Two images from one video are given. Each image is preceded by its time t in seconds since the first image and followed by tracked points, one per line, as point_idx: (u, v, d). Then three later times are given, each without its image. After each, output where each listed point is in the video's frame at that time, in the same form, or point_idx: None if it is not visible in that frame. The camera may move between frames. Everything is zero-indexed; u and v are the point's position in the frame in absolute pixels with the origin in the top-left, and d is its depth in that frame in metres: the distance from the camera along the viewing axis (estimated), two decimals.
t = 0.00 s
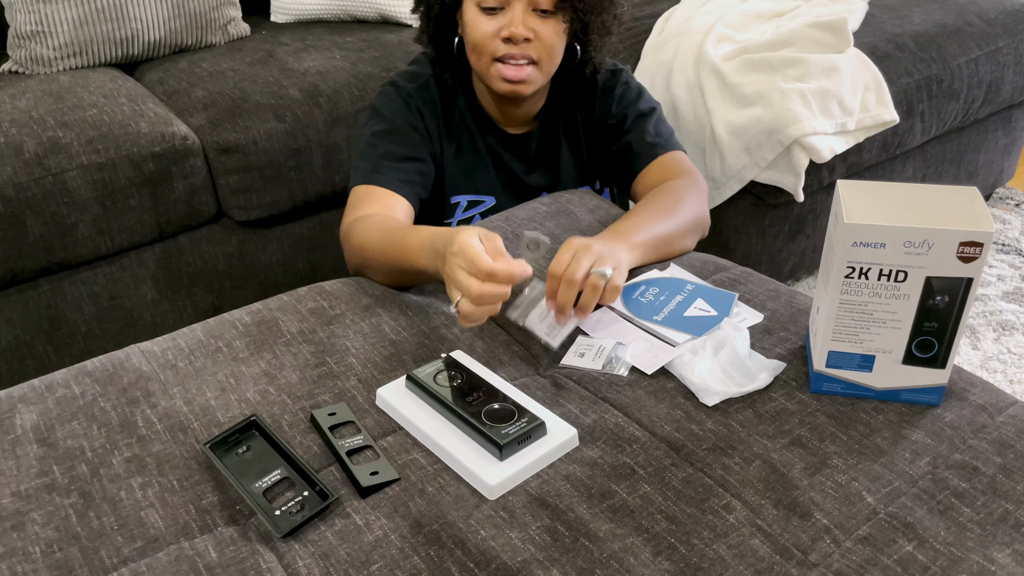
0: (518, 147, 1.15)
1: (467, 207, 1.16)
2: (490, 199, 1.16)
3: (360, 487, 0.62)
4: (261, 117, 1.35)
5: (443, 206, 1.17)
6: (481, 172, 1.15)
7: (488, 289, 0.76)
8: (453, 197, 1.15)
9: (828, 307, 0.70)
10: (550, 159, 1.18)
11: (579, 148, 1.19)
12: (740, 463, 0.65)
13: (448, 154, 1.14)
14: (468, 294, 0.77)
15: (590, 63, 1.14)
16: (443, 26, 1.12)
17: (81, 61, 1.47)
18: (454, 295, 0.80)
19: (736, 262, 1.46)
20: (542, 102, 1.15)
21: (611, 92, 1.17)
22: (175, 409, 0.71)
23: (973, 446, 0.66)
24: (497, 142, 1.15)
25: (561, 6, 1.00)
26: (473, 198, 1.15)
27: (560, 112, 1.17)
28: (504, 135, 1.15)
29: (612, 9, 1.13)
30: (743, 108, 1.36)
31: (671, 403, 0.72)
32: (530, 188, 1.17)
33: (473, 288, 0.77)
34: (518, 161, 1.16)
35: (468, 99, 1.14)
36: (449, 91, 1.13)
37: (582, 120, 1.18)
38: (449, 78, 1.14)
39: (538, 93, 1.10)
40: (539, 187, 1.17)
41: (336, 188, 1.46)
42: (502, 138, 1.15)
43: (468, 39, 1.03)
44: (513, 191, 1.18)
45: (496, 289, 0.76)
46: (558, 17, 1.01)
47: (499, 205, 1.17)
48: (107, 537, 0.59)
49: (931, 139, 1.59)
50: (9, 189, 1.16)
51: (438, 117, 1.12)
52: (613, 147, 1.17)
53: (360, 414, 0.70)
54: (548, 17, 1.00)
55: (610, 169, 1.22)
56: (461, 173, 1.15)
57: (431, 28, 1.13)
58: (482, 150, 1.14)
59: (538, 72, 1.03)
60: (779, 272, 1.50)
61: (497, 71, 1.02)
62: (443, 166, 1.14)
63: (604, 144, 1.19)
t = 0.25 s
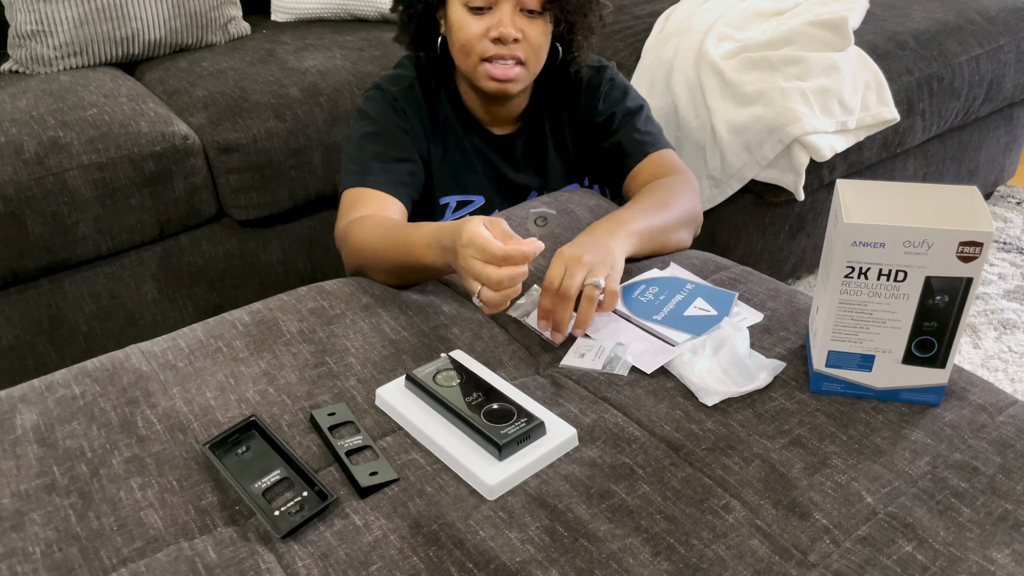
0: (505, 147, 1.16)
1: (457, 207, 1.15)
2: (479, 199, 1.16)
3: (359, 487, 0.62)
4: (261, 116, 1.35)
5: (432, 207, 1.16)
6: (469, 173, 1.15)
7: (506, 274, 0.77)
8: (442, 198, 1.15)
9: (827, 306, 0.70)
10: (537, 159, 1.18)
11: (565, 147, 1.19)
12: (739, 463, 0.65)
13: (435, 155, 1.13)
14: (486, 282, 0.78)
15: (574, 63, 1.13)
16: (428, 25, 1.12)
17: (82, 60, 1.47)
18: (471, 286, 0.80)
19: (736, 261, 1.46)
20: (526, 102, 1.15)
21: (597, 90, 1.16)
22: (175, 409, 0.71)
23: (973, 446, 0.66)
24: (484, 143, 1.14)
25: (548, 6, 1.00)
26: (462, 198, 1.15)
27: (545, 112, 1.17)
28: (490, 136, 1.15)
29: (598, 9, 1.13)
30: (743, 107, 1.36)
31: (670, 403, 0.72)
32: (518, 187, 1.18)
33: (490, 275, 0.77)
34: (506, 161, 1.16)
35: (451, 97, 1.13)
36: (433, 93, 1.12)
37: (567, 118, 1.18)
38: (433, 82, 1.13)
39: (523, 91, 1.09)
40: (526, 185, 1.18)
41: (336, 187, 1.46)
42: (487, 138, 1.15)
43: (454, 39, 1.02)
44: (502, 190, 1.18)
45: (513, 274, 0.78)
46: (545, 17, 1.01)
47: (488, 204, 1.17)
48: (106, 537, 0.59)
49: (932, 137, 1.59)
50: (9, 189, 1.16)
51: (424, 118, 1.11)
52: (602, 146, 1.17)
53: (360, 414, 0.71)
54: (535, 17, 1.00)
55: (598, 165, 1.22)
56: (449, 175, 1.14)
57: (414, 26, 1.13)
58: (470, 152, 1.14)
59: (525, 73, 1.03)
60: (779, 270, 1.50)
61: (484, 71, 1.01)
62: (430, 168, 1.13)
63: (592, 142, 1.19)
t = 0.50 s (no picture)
0: (496, 156, 1.16)
1: (449, 216, 1.14)
2: (471, 206, 1.15)
3: (360, 494, 0.63)
4: (263, 122, 1.36)
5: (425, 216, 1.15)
6: (459, 181, 1.14)
7: (516, 261, 0.78)
8: (435, 207, 1.14)
9: (827, 312, 0.70)
10: (529, 167, 1.18)
11: (553, 152, 1.19)
12: (740, 469, 0.65)
13: (426, 164, 1.13)
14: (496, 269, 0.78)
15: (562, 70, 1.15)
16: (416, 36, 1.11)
17: (84, 67, 1.48)
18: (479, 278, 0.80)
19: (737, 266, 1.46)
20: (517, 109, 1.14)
21: (584, 96, 1.17)
22: (177, 416, 0.71)
23: (973, 452, 0.66)
24: (474, 151, 1.15)
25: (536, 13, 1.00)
26: (454, 206, 1.14)
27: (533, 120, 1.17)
28: (480, 144, 1.15)
29: (588, 16, 1.13)
30: (744, 112, 1.36)
31: (671, 408, 0.72)
32: (511, 195, 1.17)
33: (500, 264, 0.78)
34: (498, 169, 1.16)
35: (441, 106, 1.14)
36: (424, 104, 1.13)
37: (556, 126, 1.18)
38: (425, 93, 1.14)
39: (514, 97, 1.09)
40: (519, 193, 1.17)
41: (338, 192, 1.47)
42: (478, 146, 1.15)
43: (446, 45, 1.01)
44: (495, 197, 1.17)
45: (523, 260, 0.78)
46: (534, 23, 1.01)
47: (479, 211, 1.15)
48: (109, 544, 0.59)
49: (932, 141, 1.59)
50: (12, 195, 1.16)
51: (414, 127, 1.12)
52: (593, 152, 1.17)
53: (361, 421, 0.71)
54: (525, 24, 1.00)
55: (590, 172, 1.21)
56: (440, 183, 1.14)
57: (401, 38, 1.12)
58: (461, 160, 1.14)
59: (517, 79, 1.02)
60: (780, 275, 1.50)
61: (476, 77, 1.01)
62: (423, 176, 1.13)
63: (581, 148, 1.20)
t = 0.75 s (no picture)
0: (499, 176, 1.16)
1: (450, 233, 1.15)
2: (473, 225, 1.16)
3: (363, 513, 0.62)
4: (266, 140, 1.36)
5: (426, 234, 1.16)
6: (462, 198, 1.14)
7: (532, 274, 0.78)
8: (436, 224, 1.15)
9: (830, 329, 0.70)
10: (531, 186, 1.18)
11: (556, 172, 1.19)
12: (745, 486, 0.65)
13: (429, 181, 1.13)
14: (513, 283, 0.78)
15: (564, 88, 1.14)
16: (418, 59, 1.11)
17: (88, 86, 1.49)
18: (495, 294, 0.80)
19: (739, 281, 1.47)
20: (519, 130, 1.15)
21: (583, 117, 1.18)
22: (179, 434, 0.71)
23: (978, 468, 0.66)
24: (477, 170, 1.15)
25: (536, 34, 1.01)
26: (456, 224, 1.15)
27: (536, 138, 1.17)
28: (484, 164, 1.15)
29: (588, 34, 1.13)
30: (744, 128, 1.36)
31: (675, 425, 0.72)
32: (511, 213, 1.17)
33: (514, 279, 0.78)
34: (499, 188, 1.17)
35: (444, 125, 1.14)
36: (426, 122, 1.13)
37: (556, 143, 1.19)
38: (428, 112, 1.14)
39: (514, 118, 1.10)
40: (519, 213, 1.17)
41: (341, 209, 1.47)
42: (482, 166, 1.15)
43: (446, 69, 1.02)
44: (496, 215, 1.18)
45: (538, 271, 0.79)
46: (533, 46, 1.02)
47: (481, 229, 1.16)
48: (110, 565, 0.59)
49: (933, 157, 1.59)
50: (16, 214, 1.17)
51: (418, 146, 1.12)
52: (593, 171, 1.19)
53: (364, 438, 0.71)
54: (523, 46, 1.00)
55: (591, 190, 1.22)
56: (443, 201, 1.14)
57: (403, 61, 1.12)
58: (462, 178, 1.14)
59: (516, 101, 1.03)
60: (782, 290, 1.50)
61: (475, 99, 1.01)
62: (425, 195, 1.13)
63: (581, 167, 1.21)
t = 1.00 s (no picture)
0: (507, 198, 1.17)
1: (459, 254, 1.15)
2: (482, 246, 1.15)
3: (364, 538, 0.62)
4: (267, 164, 1.37)
5: (434, 256, 1.16)
6: (470, 220, 1.15)
7: (538, 298, 0.78)
8: (445, 245, 1.14)
9: (833, 351, 0.70)
10: (538, 210, 1.19)
11: (563, 194, 1.20)
12: (749, 510, 0.64)
13: (437, 206, 1.14)
14: (519, 307, 0.79)
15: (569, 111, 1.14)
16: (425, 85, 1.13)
17: (91, 111, 1.50)
18: (501, 318, 0.80)
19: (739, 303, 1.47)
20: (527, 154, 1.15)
21: (592, 138, 1.19)
22: (179, 459, 0.70)
23: (983, 491, 0.66)
24: (484, 193, 1.16)
25: (539, 61, 1.01)
26: (464, 245, 1.15)
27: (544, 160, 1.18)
28: (492, 186, 1.16)
29: (591, 59, 1.13)
30: (743, 151, 1.37)
31: (678, 448, 0.71)
32: (519, 236, 1.18)
33: (522, 302, 0.78)
34: (506, 211, 1.17)
35: (452, 148, 1.14)
36: (434, 145, 1.14)
37: (563, 165, 1.20)
38: (436, 134, 1.15)
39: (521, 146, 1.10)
40: (527, 235, 1.18)
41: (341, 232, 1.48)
42: (489, 188, 1.16)
43: (452, 100, 1.03)
44: (504, 237, 1.18)
45: (544, 297, 0.79)
46: (538, 73, 1.02)
47: (490, 252, 1.16)
48: None
49: (931, 179, 1.60)
50: (17, 238, 1.17)
51: (426, 168, 1.13)
52: (599, 194, 1.18)
53: (364, 463, 0.70)
54: (527, 74, 1.01)
55: (596, 214, 1.23)
56: (452, 222, 1.14)
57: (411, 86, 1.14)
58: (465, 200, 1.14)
59: (522, 128, 1.03)
60: (783, 312, 1.50)
61: (482, 128, 1.02)
62: (433, 217, 1.14)
63: (588, 190, 1.21)
